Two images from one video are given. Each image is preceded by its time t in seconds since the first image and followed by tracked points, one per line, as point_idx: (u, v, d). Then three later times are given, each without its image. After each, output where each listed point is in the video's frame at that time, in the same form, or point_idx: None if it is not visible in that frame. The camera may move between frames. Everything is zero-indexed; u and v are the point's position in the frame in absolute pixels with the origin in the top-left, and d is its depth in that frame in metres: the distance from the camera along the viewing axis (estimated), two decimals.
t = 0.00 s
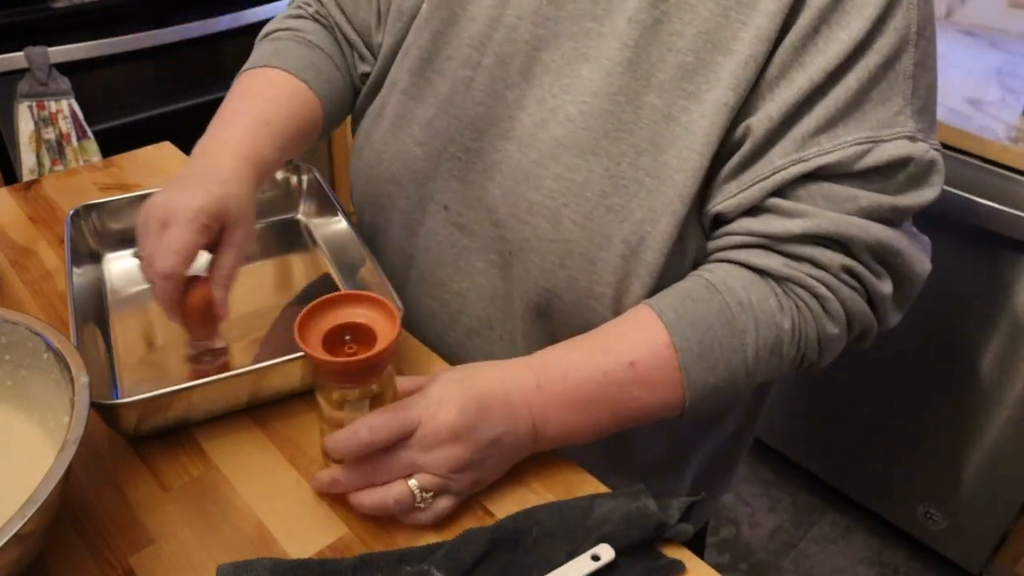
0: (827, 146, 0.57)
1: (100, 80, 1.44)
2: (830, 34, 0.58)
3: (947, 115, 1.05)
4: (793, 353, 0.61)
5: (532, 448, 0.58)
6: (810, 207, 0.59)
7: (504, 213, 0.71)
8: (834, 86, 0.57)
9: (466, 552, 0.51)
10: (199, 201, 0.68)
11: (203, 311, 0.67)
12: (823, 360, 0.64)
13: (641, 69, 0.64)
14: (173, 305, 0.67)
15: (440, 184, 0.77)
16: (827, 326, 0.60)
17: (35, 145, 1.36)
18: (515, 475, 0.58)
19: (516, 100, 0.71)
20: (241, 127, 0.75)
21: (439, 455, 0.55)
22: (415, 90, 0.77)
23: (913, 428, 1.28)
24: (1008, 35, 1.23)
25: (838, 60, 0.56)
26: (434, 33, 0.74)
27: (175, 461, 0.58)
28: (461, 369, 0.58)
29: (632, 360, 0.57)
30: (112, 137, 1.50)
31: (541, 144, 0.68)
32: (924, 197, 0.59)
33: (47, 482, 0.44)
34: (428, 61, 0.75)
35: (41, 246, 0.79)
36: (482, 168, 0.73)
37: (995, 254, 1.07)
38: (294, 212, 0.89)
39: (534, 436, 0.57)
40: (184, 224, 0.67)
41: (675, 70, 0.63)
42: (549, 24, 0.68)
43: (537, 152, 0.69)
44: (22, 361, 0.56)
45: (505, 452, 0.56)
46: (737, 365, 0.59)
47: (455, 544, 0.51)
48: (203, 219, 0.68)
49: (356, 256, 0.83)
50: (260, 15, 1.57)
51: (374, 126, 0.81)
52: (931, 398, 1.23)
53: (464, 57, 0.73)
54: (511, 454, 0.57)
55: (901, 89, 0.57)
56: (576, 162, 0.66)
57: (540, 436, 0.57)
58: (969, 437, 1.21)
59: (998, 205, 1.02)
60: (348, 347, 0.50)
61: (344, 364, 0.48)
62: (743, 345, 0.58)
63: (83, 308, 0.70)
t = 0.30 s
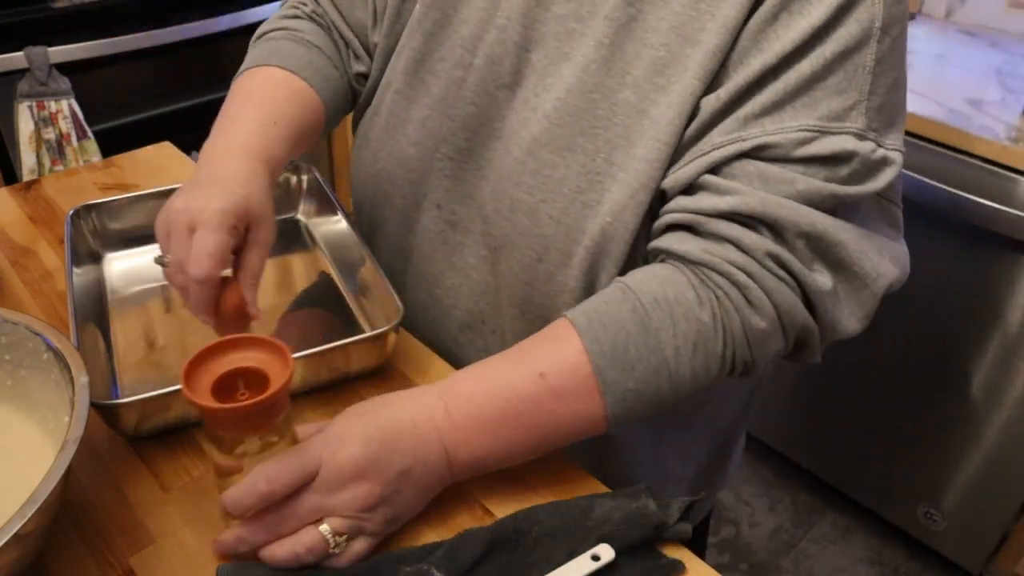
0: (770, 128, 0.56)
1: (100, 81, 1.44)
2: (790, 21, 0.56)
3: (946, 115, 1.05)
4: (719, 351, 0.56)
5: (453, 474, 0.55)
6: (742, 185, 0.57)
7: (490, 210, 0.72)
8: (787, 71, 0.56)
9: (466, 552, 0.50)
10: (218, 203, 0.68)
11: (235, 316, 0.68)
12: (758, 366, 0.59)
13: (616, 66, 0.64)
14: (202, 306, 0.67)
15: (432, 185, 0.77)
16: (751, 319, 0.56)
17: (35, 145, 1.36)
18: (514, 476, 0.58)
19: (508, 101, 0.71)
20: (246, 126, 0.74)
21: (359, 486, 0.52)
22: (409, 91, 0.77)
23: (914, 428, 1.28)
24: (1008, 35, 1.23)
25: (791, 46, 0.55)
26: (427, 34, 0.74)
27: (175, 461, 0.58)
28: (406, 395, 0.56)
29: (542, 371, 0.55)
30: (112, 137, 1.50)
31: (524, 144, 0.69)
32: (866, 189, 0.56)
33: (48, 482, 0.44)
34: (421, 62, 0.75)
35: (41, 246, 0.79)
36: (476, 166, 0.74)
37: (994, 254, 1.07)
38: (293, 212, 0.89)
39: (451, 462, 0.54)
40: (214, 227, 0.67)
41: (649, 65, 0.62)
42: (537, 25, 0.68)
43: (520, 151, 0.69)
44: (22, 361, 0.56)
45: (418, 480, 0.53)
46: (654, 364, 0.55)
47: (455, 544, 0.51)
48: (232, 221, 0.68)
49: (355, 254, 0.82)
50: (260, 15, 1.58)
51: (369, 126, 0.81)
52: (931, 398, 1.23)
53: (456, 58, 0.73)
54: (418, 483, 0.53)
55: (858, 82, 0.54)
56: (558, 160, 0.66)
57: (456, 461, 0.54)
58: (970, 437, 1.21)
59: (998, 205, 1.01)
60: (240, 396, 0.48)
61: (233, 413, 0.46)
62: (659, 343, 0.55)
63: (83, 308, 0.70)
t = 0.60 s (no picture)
0: (791, 142, 0.57)
1: (100, 81, 1.44)
2: (790, 26, 0.58)
3: (946, 115, 1.06)
4: (761, 349, 0.60)
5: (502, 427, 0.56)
6: (776, 202, 0.59)
7: (482, 210, 0.73)
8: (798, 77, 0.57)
9: (466, 552, 0.50)
10: (236, 199, 0.69)
11: (264, 312, 0.68)
12: (794, 360, 0.63)
13: (611, 66, 0.65)
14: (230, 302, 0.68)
15: (422, 181, 0.77)
16: (795, 320, 0.60)
17: (35, 145, 1.36)
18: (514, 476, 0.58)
19: (494, 100, 0.71)
20: (255, 126, 0.76)
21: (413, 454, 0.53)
22: (401, 91, 0.77)
23: (914, 429, 1.28)
24: (1009, 35, 1.23)
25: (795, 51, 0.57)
26: (418, 34, 0.74)
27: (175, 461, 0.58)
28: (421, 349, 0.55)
29: (592, 338, 0.57)
30: (112, 137, 1.50)
31: (517, 146, 0.69)
32: (891, 193, 0.59)
33: (47, 482, 0.44)
34: (411, 62, 0.75)
35: (41, 246, 0.79)
36: (459, 166, 0.74)
37: (992, 254, 1.08)
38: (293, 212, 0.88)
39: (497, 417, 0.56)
40: (229, 224, 0.68)
41: (643, 65, 0.64)
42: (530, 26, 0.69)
43: (514, 152, 0.70)
44: (22, 361, 0.56)
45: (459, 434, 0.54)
46: (697, 351, 0.58)
47: (454, 543, 0.51)
48: (243, 216, 0.69)
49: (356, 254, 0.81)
50: (260, 15, 1.58)
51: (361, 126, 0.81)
52: (931, 398, 1.23)
53: (446, 59, 0.73)
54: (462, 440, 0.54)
55: (869, 82, 0.56)
56: (558, 160, 0.67)
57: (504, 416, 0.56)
58: (970, 437, 1.21)
59: (998, 205, 1.01)
60: (189, 425, 0.45)
61: (186, 443, 0.43)
62: (703, 332, 0.58)
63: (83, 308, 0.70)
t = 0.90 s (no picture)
0: (802, 135, 0.59)
1: (100, 81, 1.44)
2: (796, 21, 0.59)
3: (946, 115, 1.06)
4: (778, 338, 0.64)
5: (524, 400, 0.63)
6: (788, 199, 0.61)
7: (491, 217, 0.73)
8: (806, 74, 0.59)
9: (466, 552, 0.50)
10: (175, 219, 0.67)
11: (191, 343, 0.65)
12: (816, 347, 0.66)
13: (618, 65, 0.65)
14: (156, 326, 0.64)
15: (437, 191, 0.77)
16: (810, 311, 0.63)
17: (35, 145, 1.36)
18: (515, 476, 0.57)
19: (500, 106, 0.72)
20: (221, 150, 0.74)
21: (434, 393, 0.61)
22: (404, 100, 0.77)
23: (914, 429, 1.28)
24: (1009, 34, 1.23)
25: (807, 48, 0.58)
26: (419, 42, 0.74)
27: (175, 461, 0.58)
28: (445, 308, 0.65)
29: (611, 332, 0.63)
30: (112, 137, 1.50)
31: (522, 150, 0.70)
32: (901, 179, 0.60)
33: (47, 482, 0.44)
34: (415, 70, 0.75)
35: (41, 246, 0.79)
36: (474, 174, 0.74)
37: (993, 255, 1.08)
38: (291, 211, 0.89)
39: (520, 389, 0.63)
40: (165, 242, 0.65)
41: (651, 65, 0.64)
42: (530, 29, 0.69)
43: (524, 157, 0.70)
44: (22, 361, 0.56)
45: (483, 393, 0.61)
46: (712, 344, 0.63)
47: (454, 544, 0.51)
48: (181, 238, 0.66)
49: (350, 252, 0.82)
50: (260, 15, 1.58)
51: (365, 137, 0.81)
52: (931, 398, 1.23)
53: (451, 65, 0.73)
54: (484, 400, 0.61)
55: (875, 72, 0.58)
56: (564, 164, 0.68)
57: (526, 386, 0.63)
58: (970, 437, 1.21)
59: (998, 205, 1.01)
60: (189, 425, 0.45)
61: (187, 442, 0.43)
62: (718, 327, 0.63)
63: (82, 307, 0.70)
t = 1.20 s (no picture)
0: (806, 130, 0.60)
1: (100, 81, 1.44)
2: (801, 19, 0.59)
3: (946, 115, 1.06)
4: (780, 334, 0.64)
5: (527, 399, 0.63)
6: (792, 193, 0.61)
7: (495, 219, 0.72)
8: (809, 70, 0.59)
9: (466, 552, 0.50)
10: (159, 208, 0.67)
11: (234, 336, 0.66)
12: (818, 343, 0.66)
13: (625, 66, 0.65)
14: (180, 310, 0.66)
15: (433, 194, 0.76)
16: (811, 306, 0.63)
17: (35, 145, 1.36)
18: (514, 475, 0.57)
19: (499, 107, 0.71)
20: (206, 142, 0.75)
21: (436, 387, 0.61)
22: (403, 103, 0.77)
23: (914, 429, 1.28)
24: (1009, 34, 1.22)
25: (810, 45, 0.58)
26: (419, 46, 0.74)
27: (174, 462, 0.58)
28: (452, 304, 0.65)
29: (612, 331, 0.63)
30: (112, 136, 1.50)
31: (524, 151, 0.70)
32: (904, 173, 0.60)
33: (48, 482, 0.44)
34: (414, 73, 0.75)
35: (41, 247, 0.79)
36: (468, 177, 0.74)
37: (993, 256, 1.08)
38: (280, 212, 0.88)
39: (524, 387, 0.63)
40: (145, 232, 0.66)
41: (658, 65, 0.64)
42: (532, 31, 0.69)
43: (528, 158, 0.70)
44: (22, 361, 0.56)
45: (485, 390, 0.61)
46: (713, 342, 0.63)
47: (454, 544, 0.51)
48: (160, 230, 0.67)
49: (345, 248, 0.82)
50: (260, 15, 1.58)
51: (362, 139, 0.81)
52: (931, 398, 1.23)
53: (450, 67, 0.73)
54: (485, 396, 0.61)
55: (878, 68, 0.58)
56: (568, 164, 0.68)
57: (529, 384, 0.63)
58: (970, 437, 1.21)
59: (998, 205, 1.02)
60: (189, 425, 0.45)
61: (187, 442, 0.43)
62: (718, 324, 0.63)
63: (80, 307, 0.70)
